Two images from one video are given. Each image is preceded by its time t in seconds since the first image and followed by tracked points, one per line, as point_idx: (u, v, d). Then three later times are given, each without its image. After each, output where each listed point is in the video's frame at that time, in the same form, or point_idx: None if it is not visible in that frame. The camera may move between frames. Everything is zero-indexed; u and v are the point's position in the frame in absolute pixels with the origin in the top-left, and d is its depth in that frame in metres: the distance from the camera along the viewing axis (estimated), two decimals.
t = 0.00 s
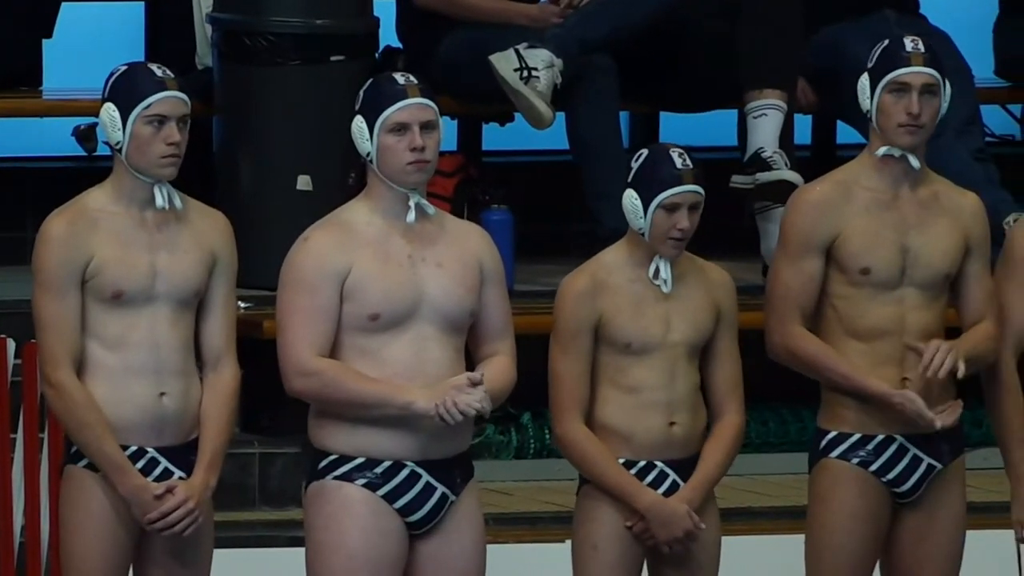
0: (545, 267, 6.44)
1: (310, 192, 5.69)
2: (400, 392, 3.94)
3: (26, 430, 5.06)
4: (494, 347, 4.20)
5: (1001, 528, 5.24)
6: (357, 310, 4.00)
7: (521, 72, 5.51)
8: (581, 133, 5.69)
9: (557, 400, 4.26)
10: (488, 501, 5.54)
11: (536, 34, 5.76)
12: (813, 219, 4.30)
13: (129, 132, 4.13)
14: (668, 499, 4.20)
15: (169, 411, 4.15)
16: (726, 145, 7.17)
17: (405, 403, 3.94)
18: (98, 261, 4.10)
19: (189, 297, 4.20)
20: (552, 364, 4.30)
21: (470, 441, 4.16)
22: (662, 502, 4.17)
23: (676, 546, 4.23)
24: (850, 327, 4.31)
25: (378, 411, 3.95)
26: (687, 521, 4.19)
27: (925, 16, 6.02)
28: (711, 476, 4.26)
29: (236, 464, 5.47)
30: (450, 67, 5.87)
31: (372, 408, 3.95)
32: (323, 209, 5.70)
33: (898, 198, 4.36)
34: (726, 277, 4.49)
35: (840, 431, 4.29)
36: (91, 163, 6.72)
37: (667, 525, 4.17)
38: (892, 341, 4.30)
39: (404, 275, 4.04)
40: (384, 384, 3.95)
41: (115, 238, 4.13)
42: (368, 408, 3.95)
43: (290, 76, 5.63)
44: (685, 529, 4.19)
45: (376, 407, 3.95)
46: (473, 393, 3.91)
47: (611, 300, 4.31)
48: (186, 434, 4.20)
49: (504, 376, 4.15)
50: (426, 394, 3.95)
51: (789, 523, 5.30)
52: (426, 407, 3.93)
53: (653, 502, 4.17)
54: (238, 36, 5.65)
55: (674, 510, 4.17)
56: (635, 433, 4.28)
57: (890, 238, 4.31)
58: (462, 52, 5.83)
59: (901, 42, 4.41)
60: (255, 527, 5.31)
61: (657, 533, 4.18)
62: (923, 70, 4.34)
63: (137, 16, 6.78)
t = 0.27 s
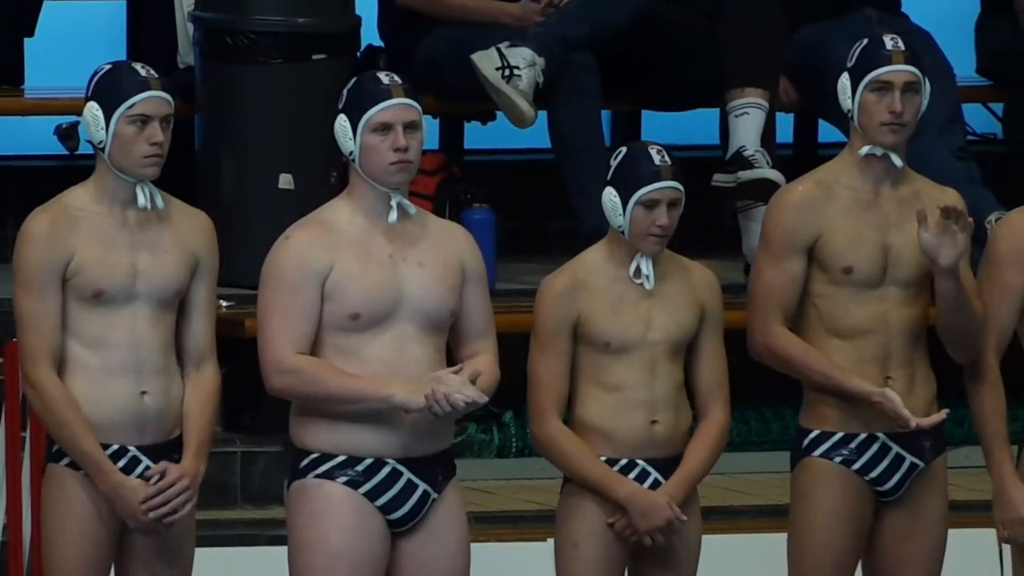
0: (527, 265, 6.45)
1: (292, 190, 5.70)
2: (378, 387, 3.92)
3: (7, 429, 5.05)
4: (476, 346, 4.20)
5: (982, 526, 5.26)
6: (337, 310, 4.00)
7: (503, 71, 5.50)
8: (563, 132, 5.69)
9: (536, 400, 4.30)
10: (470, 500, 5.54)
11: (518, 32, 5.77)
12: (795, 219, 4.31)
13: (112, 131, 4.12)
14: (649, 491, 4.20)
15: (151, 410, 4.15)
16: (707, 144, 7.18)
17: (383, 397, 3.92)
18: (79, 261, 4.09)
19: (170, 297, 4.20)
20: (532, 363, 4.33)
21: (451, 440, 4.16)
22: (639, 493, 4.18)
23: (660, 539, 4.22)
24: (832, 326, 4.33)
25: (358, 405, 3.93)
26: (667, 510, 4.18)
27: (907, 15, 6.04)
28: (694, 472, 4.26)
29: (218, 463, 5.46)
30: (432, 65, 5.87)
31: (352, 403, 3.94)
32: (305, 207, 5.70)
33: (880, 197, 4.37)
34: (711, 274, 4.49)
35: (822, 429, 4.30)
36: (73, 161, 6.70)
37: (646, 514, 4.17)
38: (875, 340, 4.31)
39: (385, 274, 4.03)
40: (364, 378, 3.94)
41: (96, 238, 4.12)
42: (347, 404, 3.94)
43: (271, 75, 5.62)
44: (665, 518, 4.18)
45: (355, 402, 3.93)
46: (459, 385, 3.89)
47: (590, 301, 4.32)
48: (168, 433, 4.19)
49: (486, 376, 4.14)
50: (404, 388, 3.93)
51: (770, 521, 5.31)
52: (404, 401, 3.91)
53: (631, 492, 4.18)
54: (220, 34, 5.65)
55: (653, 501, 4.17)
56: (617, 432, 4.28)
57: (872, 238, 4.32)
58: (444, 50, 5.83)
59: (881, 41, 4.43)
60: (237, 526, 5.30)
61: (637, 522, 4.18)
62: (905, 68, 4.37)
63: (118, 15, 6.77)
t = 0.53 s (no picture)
0: (515, 264, 6.45)
1: (281, 188, 5.70)
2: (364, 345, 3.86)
3: None
4: (462, 343, 4.18)
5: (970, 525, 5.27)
6: (325, 307, 4.00)
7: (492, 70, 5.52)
8: (551, 131, 5.70)
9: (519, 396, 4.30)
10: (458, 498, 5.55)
11: (507, 31, 5.78)
12: (782, 218, 4.31)
13: (104, 130, 4.12)
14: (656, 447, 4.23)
15: (139, 407, 4.15)
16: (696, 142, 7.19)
17: (370, 352, 3.85)
18: (68, 259, 4.09)
19: (158, 295, 4.19)
20: (514, 361, 4.33)
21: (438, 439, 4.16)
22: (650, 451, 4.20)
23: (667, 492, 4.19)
24: (820, 324, 4.34)
25: (356, 370, 3.87)
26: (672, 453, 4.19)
27: (895, 14, 6.05)
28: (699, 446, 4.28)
29: (207, 462, 5.46)
30: (420, 64, 5.88)
31: (349, 368, 3.87)
32: (294, 206, 5.70)
33: (866, 195, 4.39)
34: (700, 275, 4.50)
35: (812, 427, 4.31)
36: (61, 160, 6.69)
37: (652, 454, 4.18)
38: (864, 338, 4.32)
39: (373, 270, 4.03)
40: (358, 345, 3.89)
41: (84, 236, 4.12)
42: (343, 371, 3.88)
43: (260, 74, 5.63)
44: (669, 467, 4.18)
45: (347, 370, 3.88)
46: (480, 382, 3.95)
47: (576, 301, 4.32)
48: (156, 431, 4.19)
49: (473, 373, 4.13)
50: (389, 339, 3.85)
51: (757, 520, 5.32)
52: (391, 351, 3.83)
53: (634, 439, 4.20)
54: (209, 33, 5.65)
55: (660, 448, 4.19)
56: (603, 431, 4.30)
57: (859, 236, 4.33)
58: (432, 49, 5.84)
59: (864, 38, 4.44)
60: (225, 524, 5.31)
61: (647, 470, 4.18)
62: (889, 65, 4.38)
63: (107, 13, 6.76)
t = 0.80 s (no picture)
0: (504, 261, 6.46)
1: (271, 185, 5.70)
2: (365, 351, 3.89)
3: None
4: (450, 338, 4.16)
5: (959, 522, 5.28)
6: (314, 305, 4.00)
7: (481, 67, 5.52)
8: (540, 128, 5.71)
9: (507, 392, 4.32)
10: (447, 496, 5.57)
11: (495, 29, 5.75)
12: (772, 215, 4.32)
13: (93, 128, 4.12)
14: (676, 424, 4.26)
15: (128, 404, 4.14)
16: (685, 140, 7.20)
17: (372, 357, 3.88)
18: (57, 256, 4.09)
19: (147, 291, 4.19)
20: (502, 352, 4.33)
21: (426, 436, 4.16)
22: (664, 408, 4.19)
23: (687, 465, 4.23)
24: (809, 322, 4.35)
25: (351, 375, 3.90)
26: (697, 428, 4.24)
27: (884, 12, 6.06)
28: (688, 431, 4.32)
29: (196, 459, 5.47)
30: (409, 61, 5.88)
31: (344, 374, 3.90)
32: (282, 203, 5.70)
33: (855, 193, 4.40)
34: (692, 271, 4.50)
35: (801, 425, 4.33)
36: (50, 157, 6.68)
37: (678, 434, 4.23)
38: (853, 334, 4.33)
39: (361, 267, 4.03)
40: (352, 349, 3.92)
41: (74, 232, 4.11)
42: (342, 374, 3.90)
43: (249, 72, 5.64)
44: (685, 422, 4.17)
45: (344, 373, 3.90)
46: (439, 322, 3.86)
47: (566, 295, 4.33)
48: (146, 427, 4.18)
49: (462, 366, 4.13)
50: (390, 346, 3.89)
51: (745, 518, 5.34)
52: (394, 359, 3.86)
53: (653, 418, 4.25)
54: (198, 31, 5.66)
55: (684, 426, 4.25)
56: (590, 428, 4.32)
57: (850, 234, 4.34)
58: (421, 46, 5.84)
59: (851, 37, 4.45)
60: (214, 521, 5.31)
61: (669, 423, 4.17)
62: (877, 63, 4.38)
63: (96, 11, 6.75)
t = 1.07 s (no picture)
0: (495, 259, 6.47)
1: (261, 183, 5.70)
2: (348, 334, 3.86)
3: None
4: (440, 333, 4.15)
5: (949, 520, 5.29)
6: (302, 301, 4.00)
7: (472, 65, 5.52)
8: (529, 126, 5.71)
9: (498, 390, 4.31)
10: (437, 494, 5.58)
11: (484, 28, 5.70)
12: (762, 212, 4.33)
13: (82, 125, 4.11)
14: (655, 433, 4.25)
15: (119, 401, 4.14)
16: (675, 137, 7.21)
17: (354, 339, 3.85)
18: (47, 253, 4.09)
19: (137, 288, 4.19)
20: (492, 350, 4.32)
21: (416, 432, 4.15)
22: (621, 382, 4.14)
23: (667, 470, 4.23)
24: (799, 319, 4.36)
25: (338, 360, 3.87)
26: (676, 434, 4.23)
27: (875, 9, 6.07)
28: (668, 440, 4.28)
29: (186, 457, 5.47)
30: (398, 59, 5.88)
31: (332, 359, 3.87)
32: (272, 200, 5.70)
33: (846, 190, 4.41)
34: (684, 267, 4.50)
35: (791, 422, 4.33)
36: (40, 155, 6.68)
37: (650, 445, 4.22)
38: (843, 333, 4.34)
39: (348, 263, 4.04)
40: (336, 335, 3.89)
41: (63, 230, 4.11)
42: (326, 360, 3.88)
43: (238, 69, 5.65)
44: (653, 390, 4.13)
45: (328, 359, 3.88)
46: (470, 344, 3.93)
47: (553, 291, 4.34)
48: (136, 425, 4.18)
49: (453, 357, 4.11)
50: (372, 326, 3.85)
51: (735, 515, 5.35)
52: (375, 337, 3.83)
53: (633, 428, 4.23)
54: (187, 28, 5.67)
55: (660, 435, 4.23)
56: (579, 425, 4.32)
57: (839, 231, 4.35)
58: (410, 44, 5.84)
59: (841, 34, 4.44)
60: (204, 519, 5.31)
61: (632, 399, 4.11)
62: (867, 61, 4.38)
63: (86, 8, 6.75)
